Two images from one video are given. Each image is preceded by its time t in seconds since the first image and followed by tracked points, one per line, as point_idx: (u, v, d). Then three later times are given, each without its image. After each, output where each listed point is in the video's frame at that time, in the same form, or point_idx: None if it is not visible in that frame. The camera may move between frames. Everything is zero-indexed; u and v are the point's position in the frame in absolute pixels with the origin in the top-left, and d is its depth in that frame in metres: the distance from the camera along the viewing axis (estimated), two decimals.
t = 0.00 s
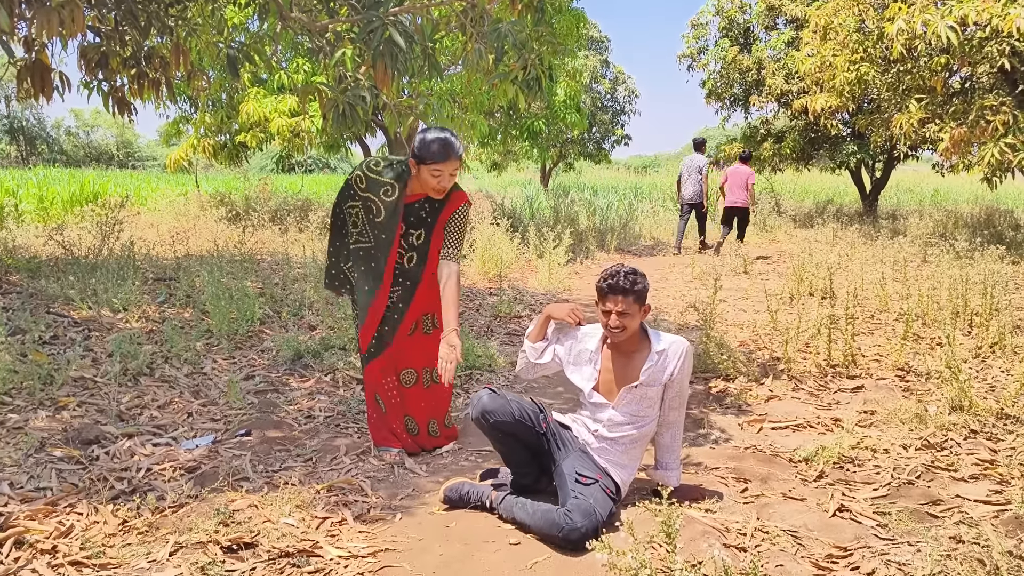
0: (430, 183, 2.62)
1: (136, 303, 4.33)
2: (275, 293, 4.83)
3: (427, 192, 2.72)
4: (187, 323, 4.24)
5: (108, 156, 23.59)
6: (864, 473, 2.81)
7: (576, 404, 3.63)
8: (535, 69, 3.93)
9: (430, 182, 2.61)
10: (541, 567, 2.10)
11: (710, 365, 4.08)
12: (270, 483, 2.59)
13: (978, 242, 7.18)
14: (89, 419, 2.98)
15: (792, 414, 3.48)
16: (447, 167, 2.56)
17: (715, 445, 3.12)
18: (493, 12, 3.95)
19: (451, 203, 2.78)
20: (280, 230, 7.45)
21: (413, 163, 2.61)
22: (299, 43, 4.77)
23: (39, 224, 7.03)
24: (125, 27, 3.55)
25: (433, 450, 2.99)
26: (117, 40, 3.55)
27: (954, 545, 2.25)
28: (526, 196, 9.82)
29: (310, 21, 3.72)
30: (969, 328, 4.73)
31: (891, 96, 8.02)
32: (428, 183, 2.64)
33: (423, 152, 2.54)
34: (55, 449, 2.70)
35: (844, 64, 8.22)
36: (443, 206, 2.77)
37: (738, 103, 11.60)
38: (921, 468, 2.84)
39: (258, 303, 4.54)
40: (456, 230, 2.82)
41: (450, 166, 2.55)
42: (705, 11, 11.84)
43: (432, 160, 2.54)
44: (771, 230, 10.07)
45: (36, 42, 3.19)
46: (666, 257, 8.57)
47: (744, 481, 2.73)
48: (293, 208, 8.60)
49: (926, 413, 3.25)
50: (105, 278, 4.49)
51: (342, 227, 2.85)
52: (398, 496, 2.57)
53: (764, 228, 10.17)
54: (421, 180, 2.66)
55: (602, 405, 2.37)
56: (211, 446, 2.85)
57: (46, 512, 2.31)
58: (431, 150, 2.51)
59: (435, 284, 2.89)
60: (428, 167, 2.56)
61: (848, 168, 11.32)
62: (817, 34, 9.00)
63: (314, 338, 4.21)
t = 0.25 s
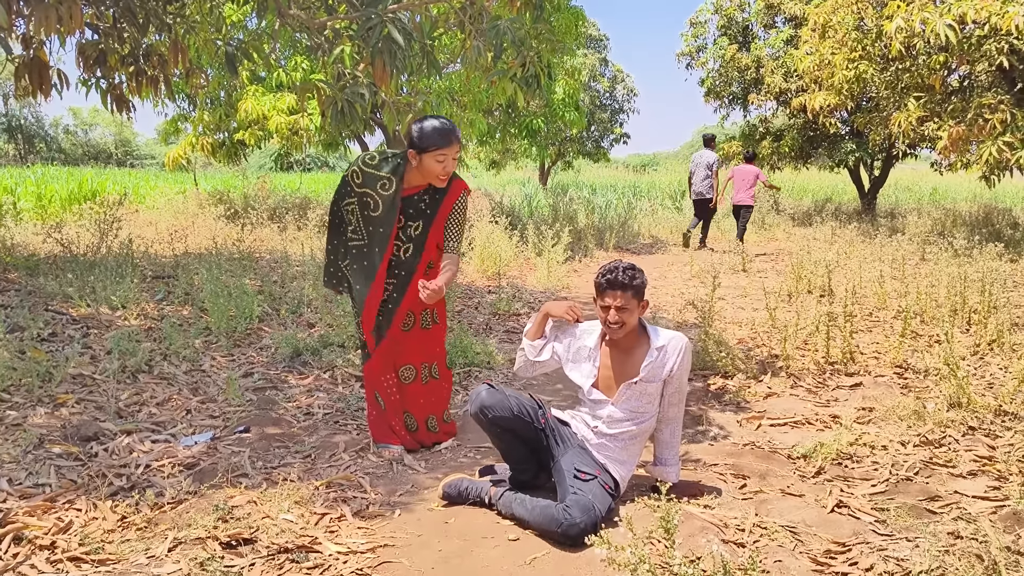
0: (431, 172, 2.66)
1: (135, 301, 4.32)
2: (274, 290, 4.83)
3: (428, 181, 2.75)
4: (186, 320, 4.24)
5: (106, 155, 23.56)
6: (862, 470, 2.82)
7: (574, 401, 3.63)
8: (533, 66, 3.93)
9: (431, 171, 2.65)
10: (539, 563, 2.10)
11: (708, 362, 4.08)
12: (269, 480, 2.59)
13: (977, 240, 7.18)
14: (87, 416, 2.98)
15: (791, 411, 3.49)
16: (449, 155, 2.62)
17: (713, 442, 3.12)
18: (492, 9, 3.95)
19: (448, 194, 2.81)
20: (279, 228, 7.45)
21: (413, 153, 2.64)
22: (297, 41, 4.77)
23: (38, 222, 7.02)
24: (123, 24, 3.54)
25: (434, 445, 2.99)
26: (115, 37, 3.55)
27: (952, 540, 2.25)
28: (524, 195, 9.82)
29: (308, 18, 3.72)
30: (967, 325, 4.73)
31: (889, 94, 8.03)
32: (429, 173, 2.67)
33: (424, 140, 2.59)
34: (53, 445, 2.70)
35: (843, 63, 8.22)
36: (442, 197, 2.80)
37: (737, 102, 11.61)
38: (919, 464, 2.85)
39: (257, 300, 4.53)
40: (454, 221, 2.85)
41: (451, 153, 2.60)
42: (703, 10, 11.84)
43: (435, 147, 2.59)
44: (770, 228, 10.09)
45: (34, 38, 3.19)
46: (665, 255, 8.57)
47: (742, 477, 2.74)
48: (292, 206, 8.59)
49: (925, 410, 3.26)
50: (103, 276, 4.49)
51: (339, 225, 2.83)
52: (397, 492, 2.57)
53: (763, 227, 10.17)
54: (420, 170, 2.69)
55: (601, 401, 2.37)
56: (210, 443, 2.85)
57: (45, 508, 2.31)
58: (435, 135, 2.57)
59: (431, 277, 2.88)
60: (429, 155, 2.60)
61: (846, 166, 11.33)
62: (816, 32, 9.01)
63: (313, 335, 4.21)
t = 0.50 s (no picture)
0: (431, 140, 2.65)
1: (134, 299, 4.33)
2: (273, 289, 4.84)
3: (430, 155, 2.74)
4: (185, 318, 4.25)
5: (104, 153, 23.54)
6: (859, 466, 2.83)
7: (573, 399, 3.64)
8: (532, 64, 3.94)
9: (432, 139, 2.64)
10: (538, 558, 2.11)
11: (706, 360, 4.10)
12: (269, 476, 2.60)
13: (974, 239, 7.20)
14: (87, 414, 2.99)
15: (789, 408, 3.50)
16: (449, 121, 2.61)
17: (712, 439, 3.14)
18: (491, 8, 3.96)
19: (450, 165, 2.81)
20: (277, 227, 7.45)
21: (412, 123, 2.65)
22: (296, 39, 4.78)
23: (36, 221, 7.02)
24: (122, 22, 3.55)
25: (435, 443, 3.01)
26: (114, 35, 3.55)
27: (949, 536, 2.27)
28: (523, 193, 9.83)
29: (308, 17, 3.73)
30: (965, 323, 4.75)
31: (887, 93, 8.04)
32: (430, 142, 2.66)
33: (421, 108, 2.59)
34: (54, 442, 2.71)
35: (841, 62, 8.23)
36: (445, 171, 2.80)
37: (735, 100, 11.62)
38: (916, 461, 2.86)
39: (256, 298, 4.54)
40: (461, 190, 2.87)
41: (451, 118, 2.60)
42: (702, 8, 11.85)
43: (434, 113, 2.59)
44: (769, 228, 10.15)
45: (34, 36, 3.20)
46: (663, 254, 8.59)
47: (740, 474, 2.75)
48: (290, 204, 8.59)
49: (922, 407, 3.27)
50: (103, 274, 4.49)
51: (341, 214, 2.84)
52: (396, 489, 2.58)
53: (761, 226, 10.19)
54: (419, 141, 2.68)
55: (600, 398, 2.38)
56: (210, 440, 2.86)
57: (46, 505, 2.31)
58: (434, 101, 2.58)
59: (434, 261, 2.86)
60: (428, 123, 2.60)
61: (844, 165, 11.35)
62: (814, 31, 9.03)
63: (312, 333, 4.21)
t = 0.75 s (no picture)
0: (430, 124, 2.66)
1: (134, 297, 4.34)
2: (272, 287, 4.85)
3: (431, 141, 2.76)
4: (185, 317, 4.25)
5: (102, 152, 23.52)
6: (857, 464, 2.85)
7: (572, 397, 3.66)
8: (531, 64, 3.96)
9: (432, 124, 2.65)
10: (539, 555, 2.12)
11: (705, 359, 4.11)
12: (270, 474, 2.61)
13: (972, 238, 7.22)
14: (88, 412, 2.99)
15: (787, 407, 3.52)
16: (448, 104, 2.66)
17: (710, 437, 3.15)
18: (490, 8, 3.98)
19: (450, 150, 2.82)
20: (277, 226, 7.45)
21: (411, 108, 2.66)
22: (295, 38, 4.78)
23: (35, 220, 7.02)
24: (122, 21, 3.56)
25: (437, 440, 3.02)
26: (114, 34, 3.56)
27: (946, 533, 2.28)
28: (521, 193, 9.84)
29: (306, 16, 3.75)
30: (962, 322, 4.76)
31: (885, 92, 8.06)
32: (429, 127, 2.68)
33: (422, 94, 2.62)
34: (55, 441, 2.71)
35: (839, 61, 8.25)
36: (446, 158, 2.82)
37: (733, 100, 11.64)
38: (913, 459, 2.88)
39: (256, 297, 4.55)
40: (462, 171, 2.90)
41: (450, 101, 2.64)
42: (701, 7, 11.87)
43: (434, 97, 2.62)
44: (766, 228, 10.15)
45: (34, 35, 3.20)
46: (661, 253, 8.61)
47: (739, 471, 2.76)
48: (289, 203, 8.60)
49: (919, 405, 3.29)
50: (102, 273, 4.50)
51: (343, 211, 2.80)
52: (397, 487, 2.60)
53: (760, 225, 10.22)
54: (419, 128, 2.69)
55: (599, 397, 2.39)
56: (211, 438, 2.87)
57: (48, 503, 2.32)
58: (435, 86, 2.62)
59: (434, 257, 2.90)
60: (428, 107, 2.62)
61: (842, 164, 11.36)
62: (812, 31, 9.05)
63: (312, 332, 4.22)
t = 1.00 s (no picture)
0: (432, 113, 2.67)
1: (133, 298, 4.34)
2: (271, 288, 4.85)
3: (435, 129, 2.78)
4: (184, 317, 4.26)
5: (101, 152, 23.49)
6: (854, 464, 2.86)
7: (571, 397, 3.67)
8: (529, 64, 3.97)
9: (434, 112, 2.66)
10: (537, 555, 2.13)
11: (703, 359, 4.13)
12: (269, 475, 2.62)
13: (969, 238, 7.24)
14: (87, 412, 3.00)
15: (784, 407, 3.53)
16: (448, 92, 2.66)
17: (708, 437, 3.16)
18: (488, 8, 3.98)
19: (451, 137, 2.84)
20: (275, 226, 7.46)
21: (412, 97, 2.68)
22: (294, 38, 4.79)
23: (33, 220, 7.02)
24: (120, 22, 3.56)
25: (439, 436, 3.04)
26: (113, 35, 3.57)
27: (942, 533, 2.29)
28: (520, 192, 9.85)
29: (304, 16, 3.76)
30: (960, 322, 4.78)
31: (883, 92, 8.08)
32: (431, 115, 2.69)
33: (424, 83, 2.63)
34: (54, 441, 2.72)
35: (837, 61, 8.25)
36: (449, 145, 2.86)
37: (731, 100, 11.66)
38: (910, 459, 2.89)
39: (255, 298, 4.56)
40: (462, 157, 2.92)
41: (453, 88, 2.66)
42: (699, 7, 11.88)
43: (435, 85, 2.63)
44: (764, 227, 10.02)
45: (33, 36, 3.21)
46: (660, 253, 8.62)
47: (736, 472, 2.77)
48: (288, 203, 8.60)
49: (916, 405, 3.30)
50: (101, 273, 4.50)
51: (351, 209, 2.79)
52: (396, 487, 2.60)
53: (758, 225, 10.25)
54: (422, 117, 2.71)
55: (597, 396, 2.40)
56: (210, 438, 2.88)
57: (47, 503, 2.33)
58: (436, 75, 2.64)
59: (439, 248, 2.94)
60: (431, 96, 2.64)
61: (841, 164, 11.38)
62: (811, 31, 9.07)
63: (311, 332, 4.23)
